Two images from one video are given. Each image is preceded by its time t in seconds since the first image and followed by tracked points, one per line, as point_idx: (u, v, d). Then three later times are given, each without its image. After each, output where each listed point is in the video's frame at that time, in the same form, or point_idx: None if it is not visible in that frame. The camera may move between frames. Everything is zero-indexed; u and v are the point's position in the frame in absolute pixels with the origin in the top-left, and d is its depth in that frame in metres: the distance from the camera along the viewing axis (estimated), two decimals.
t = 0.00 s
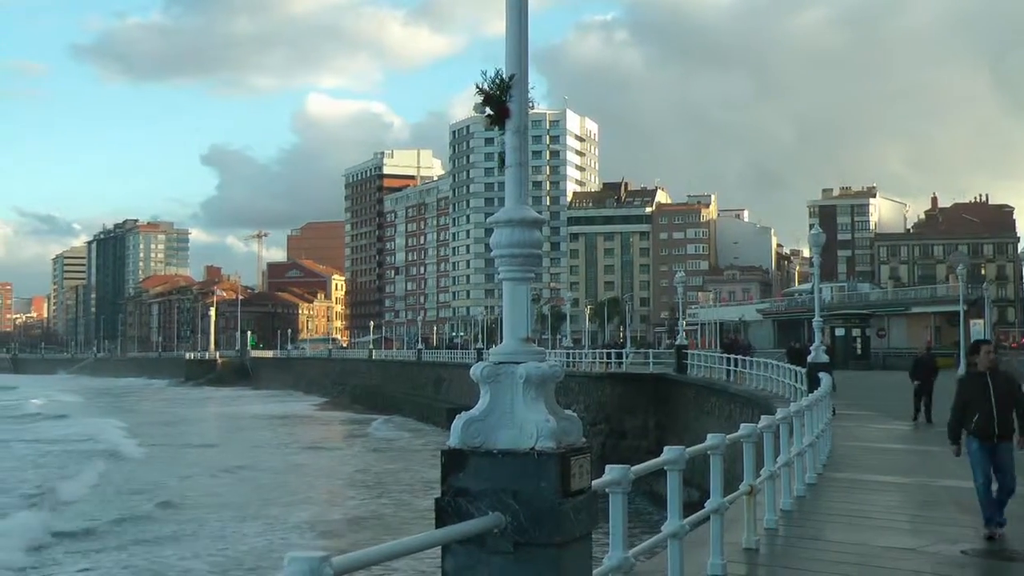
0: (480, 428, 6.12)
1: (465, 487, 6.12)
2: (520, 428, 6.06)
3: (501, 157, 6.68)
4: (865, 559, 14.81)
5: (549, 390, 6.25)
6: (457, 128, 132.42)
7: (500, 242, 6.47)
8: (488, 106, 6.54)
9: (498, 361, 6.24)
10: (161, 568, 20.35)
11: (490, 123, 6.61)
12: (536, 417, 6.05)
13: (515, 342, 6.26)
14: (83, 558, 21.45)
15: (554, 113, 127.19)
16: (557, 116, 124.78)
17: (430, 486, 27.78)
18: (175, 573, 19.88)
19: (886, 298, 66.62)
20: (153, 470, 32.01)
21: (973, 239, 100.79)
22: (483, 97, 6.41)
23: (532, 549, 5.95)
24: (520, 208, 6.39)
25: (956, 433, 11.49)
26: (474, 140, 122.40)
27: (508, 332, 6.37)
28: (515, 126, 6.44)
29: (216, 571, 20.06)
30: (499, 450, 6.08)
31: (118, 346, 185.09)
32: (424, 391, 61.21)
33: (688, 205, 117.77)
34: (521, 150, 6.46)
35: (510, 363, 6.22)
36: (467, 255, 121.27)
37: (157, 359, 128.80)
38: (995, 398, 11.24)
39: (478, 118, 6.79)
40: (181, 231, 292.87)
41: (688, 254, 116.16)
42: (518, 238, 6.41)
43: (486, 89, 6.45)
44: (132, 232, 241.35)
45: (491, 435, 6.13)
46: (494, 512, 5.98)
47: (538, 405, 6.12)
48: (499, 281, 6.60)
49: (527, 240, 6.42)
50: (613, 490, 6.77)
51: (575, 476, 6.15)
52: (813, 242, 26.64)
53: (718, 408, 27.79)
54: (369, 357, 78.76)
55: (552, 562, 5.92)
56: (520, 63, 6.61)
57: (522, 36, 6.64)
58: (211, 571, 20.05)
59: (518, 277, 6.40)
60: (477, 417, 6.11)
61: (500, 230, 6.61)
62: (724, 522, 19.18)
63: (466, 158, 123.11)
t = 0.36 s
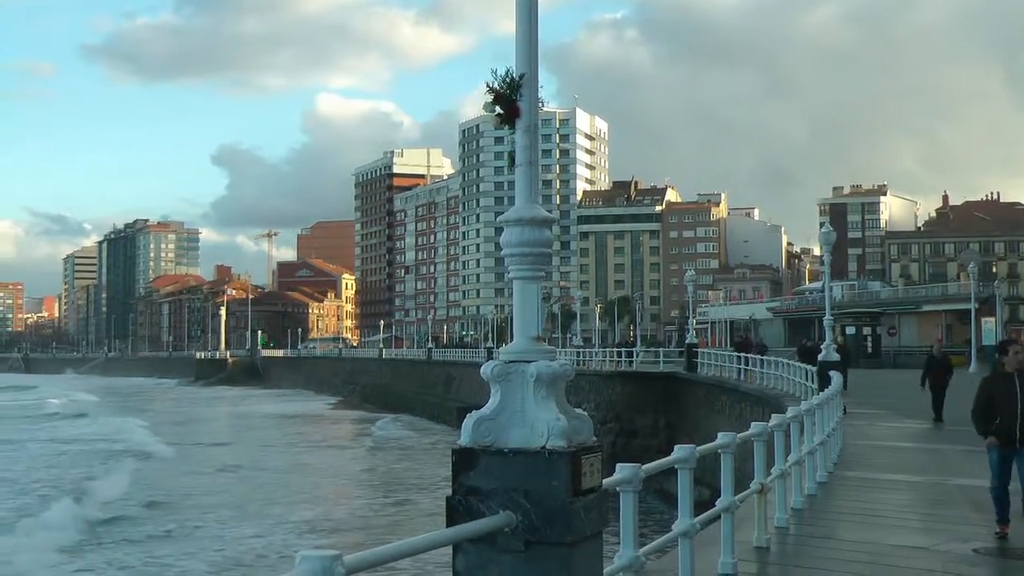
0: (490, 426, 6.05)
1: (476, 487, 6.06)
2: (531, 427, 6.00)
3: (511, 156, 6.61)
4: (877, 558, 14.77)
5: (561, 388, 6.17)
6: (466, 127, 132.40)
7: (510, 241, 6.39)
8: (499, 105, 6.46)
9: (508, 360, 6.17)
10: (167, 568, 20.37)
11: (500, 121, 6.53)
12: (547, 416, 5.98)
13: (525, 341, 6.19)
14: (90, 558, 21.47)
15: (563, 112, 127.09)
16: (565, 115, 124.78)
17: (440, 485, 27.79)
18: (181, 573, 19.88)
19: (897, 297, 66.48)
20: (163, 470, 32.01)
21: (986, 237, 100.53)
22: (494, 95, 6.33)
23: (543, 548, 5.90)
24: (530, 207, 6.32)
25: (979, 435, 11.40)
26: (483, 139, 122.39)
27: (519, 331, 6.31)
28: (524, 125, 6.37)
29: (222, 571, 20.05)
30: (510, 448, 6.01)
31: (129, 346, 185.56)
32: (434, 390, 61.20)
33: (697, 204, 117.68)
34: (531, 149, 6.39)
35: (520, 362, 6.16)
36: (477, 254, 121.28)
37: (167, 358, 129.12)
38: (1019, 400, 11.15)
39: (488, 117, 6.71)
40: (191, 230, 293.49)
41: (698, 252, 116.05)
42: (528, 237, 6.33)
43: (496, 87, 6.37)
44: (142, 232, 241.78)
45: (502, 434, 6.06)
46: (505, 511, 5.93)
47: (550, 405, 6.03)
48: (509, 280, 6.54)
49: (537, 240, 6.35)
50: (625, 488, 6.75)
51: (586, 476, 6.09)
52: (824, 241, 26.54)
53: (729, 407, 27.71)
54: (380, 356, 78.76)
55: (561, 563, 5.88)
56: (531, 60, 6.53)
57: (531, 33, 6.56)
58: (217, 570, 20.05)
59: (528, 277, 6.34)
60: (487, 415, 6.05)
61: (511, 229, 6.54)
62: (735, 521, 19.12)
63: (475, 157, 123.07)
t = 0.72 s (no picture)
0: (502, 424, 5.96)
1: (488, 486, 5.96)
2: (541, 426, 5.93)
3: (521, 157, 6.57)
4: (890, 558, 14.71)
5: (571, 386, 6.08)
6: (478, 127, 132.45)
7: (521, 241, 6.31)
8: (510, 104, 6.38)
9: (519, 359, 6.08)
10: (174, 569, 20.35)
11: (512, 120, 6.44)
12: (557, 414, 5.88)
13: (538, 339, 6.10)
14: (98, 558, 21.45)
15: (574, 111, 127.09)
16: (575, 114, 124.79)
17: (451, 484, 27.74)
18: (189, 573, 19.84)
19: (908, 296, 66.43)
20: (175, 467, 32.09)
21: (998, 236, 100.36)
22: (505, 95, 6.24)
23: (553, 547, 5.81)
24: (541, 206, 6.26)
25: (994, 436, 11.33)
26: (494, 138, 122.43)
27: (530, 331, 6.22)
28: (536, 124, 6.29)
29: (228, 571, 20.02)
30: (522, 447, 5.92)
31: (141, 345, 186.20)
32: (445, 388, 61.34)
33: (707, 203, 117.68)
34: (542, 149, 6.34)
35: (532, 361, 6.07)
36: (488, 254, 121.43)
37: (178, 357, 129.48)
38: None
39: (499, 116, 6.65)
40: (202, 230, 294.48)
41: (710, 252, 116.07)
42: (538, 238, 6.27)
43: (507, 87, 6.28)
44: (154, 231, 242.78)
45: (513, 433, 5.97)
46: (516, 510, 5.82)
47: (560, 403, 5.94)
48: (521, 278, 6.46)
49: (548, 238, 6.27)
50: (634, 486, 6.73)
51: (597, 475, 6.00)
52: (836, 240, 26.49)
53: (740, 406, 27.70)
54: (391, 354, 78.85)
55: (572, 562, 5.78)
56: (542, 59, 6.45)
57: (543, 32, 6.48)
58: (224, 570, 20.00)
59: (540, 275, 6.27)
60: (499, 414, 5.96)
61: (522, 226, 6.46)
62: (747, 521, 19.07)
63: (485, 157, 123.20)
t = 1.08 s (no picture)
0: (511, 423, 5.89)
1: (497, 483, 5.88)
2: (551, 424, 5.85)
3: (531, 153, 6.50)
4: (898, 556, 14.66)
5: (581, 385, 6.01)
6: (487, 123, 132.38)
7: (531, 238, 6.25)
8: (520, 101, 6.33)
9: (529, 357, 6.03)
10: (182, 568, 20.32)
11: (522, 118, 6.39)
12: (567, 413, 5.82)
13: (547, 337, 6.03)
14: (107, 557, 21.44)
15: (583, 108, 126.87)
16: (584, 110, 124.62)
17: (460, 483, 27.68)
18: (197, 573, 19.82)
19: (919, 294, 66.27)
20: (184, 465, 32.14)
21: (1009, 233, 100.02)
22: (515, 92, 6.20)
23: (563, 545, 5.74)
24: (551, 205, 6.20)
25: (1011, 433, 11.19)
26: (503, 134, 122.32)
27: (540, 328, 6.16)
28: (545, 122, 6.23)
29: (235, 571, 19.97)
30: (530, 445, 5.85)
31: (151, 341, 186.75)
32: (454, 386, 61.36)
33: (717, 199, 117.53)
34: (551, 147, 6.28)
35: (542, 359, 6.00)
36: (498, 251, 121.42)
37: (187, 354, 129.70)
38: None
39: (509, 114, 6.59)
40: (211, 226, 294.83)
41: (719, 248, 115.91)
42: (548, 235, 6.21)
43: (517, 85, 6.24)
44: (164, 227, 243.14)
45: (523, 431, 5.91)
46: (524, 508, 5.76)
47: (569, 401, 5.87)
48: (530, 277, 6.40)
49: (557, 236, 6.21)
50: (644, 485, 6.65)
51: (607, 472, 5.92)
52: (845, 237, 26.39)
53: (749, 403, 27.65)
54: (400, 352, 78.86)
55: (582, 562, 5.71)
56: (551, 57, 6.40)
57: (553, 30, 6.44)
58: (230, 571, 19.96)
59: (549, 273, 6.21)
60: (508, 413, 5.89)
61: (531, 224, 6.41)
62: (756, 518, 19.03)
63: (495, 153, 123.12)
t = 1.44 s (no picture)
0: (522, 420, 5.90)
1: (508, 481, 5.88)
2: (560, 423, 5.86)
3: (540, 151, 6.52)
4: (907, 555, 14.64)
5: (590, 383, 6.03)
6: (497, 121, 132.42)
7: (540, 236, 6.27)
8: (529, 100, 6.37)
9: (539, 355, 6.04)
10: (186, 569, 20.33)
11: (530, 116, 6.43)
12: (576, 412, 5.83)
13: (556, 335, 6.06)
14: (113, 556, 21.44)
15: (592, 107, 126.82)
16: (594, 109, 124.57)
17: (468, 481, 27.67)
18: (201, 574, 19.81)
19: (929, 291, 66.17)
20: (193, 463, 32.18)
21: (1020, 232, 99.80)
22: (524, 90, 6.24)
23: (574, 543, 5.74)
24: (561, 203, 6.21)
25: None
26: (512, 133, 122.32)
27: (550, 327, 6.18)
28: (555, 120, 6.25)
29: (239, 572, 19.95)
30: (540, 443, 5.85)
31: (160, 339, 186.99)
32: (463, 384, 61.41)
33: (726, 198, 117.43)
34: (561, 145, 6.30)
35: (552, 356, 6.02)
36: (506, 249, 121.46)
37: (197, 352, 129.91)
38: None
39: (518, 112, 6.61)
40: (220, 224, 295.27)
41: (728, 247, 115.81)
42: (558, 233, 6.22)
43: (526, 83, 6.28)
44: (174, 226, 243.56)
45: (533, 428, 5.91)
46: (534, 506, 5.77)
47: (578, 400, 5.89)
48: (541, 275, 6.42)
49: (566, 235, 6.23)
50: (653, 483, 6.69)
51: (617, 470, 5.93)
52: (855, 236, 26.36)
53: (758, 402, 27.64)
54: (408, 350, 78.88)
55: (593, 558, 5.71)
56: (561, 56, 6.42)
57: (561, 29, 6.47)
58: (234, 571, 19.92)
59: (559, 272, 6.23)
60: (518, 410, 5.91)
61: (540, 223, 6.43)
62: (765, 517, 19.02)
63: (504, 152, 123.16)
